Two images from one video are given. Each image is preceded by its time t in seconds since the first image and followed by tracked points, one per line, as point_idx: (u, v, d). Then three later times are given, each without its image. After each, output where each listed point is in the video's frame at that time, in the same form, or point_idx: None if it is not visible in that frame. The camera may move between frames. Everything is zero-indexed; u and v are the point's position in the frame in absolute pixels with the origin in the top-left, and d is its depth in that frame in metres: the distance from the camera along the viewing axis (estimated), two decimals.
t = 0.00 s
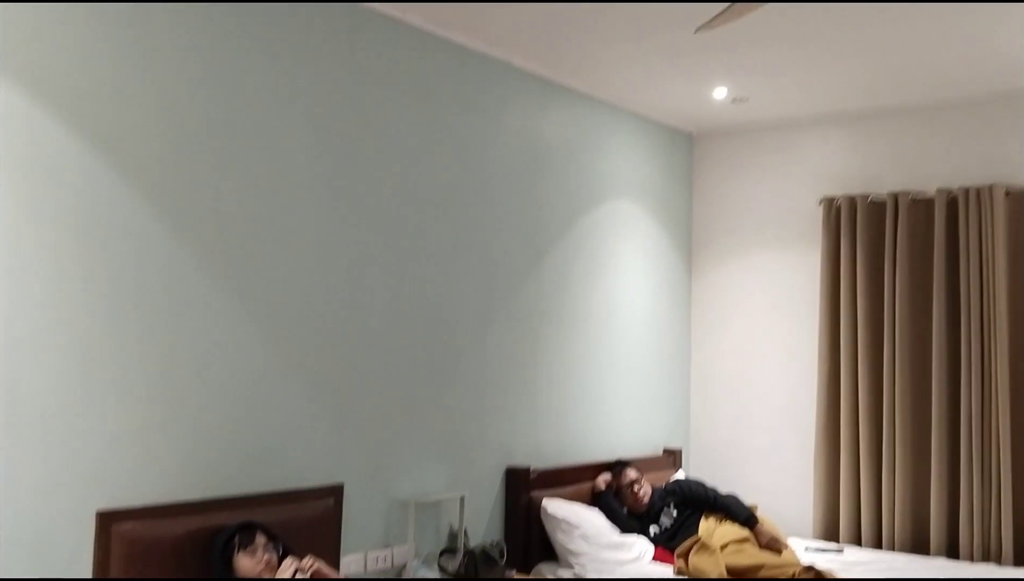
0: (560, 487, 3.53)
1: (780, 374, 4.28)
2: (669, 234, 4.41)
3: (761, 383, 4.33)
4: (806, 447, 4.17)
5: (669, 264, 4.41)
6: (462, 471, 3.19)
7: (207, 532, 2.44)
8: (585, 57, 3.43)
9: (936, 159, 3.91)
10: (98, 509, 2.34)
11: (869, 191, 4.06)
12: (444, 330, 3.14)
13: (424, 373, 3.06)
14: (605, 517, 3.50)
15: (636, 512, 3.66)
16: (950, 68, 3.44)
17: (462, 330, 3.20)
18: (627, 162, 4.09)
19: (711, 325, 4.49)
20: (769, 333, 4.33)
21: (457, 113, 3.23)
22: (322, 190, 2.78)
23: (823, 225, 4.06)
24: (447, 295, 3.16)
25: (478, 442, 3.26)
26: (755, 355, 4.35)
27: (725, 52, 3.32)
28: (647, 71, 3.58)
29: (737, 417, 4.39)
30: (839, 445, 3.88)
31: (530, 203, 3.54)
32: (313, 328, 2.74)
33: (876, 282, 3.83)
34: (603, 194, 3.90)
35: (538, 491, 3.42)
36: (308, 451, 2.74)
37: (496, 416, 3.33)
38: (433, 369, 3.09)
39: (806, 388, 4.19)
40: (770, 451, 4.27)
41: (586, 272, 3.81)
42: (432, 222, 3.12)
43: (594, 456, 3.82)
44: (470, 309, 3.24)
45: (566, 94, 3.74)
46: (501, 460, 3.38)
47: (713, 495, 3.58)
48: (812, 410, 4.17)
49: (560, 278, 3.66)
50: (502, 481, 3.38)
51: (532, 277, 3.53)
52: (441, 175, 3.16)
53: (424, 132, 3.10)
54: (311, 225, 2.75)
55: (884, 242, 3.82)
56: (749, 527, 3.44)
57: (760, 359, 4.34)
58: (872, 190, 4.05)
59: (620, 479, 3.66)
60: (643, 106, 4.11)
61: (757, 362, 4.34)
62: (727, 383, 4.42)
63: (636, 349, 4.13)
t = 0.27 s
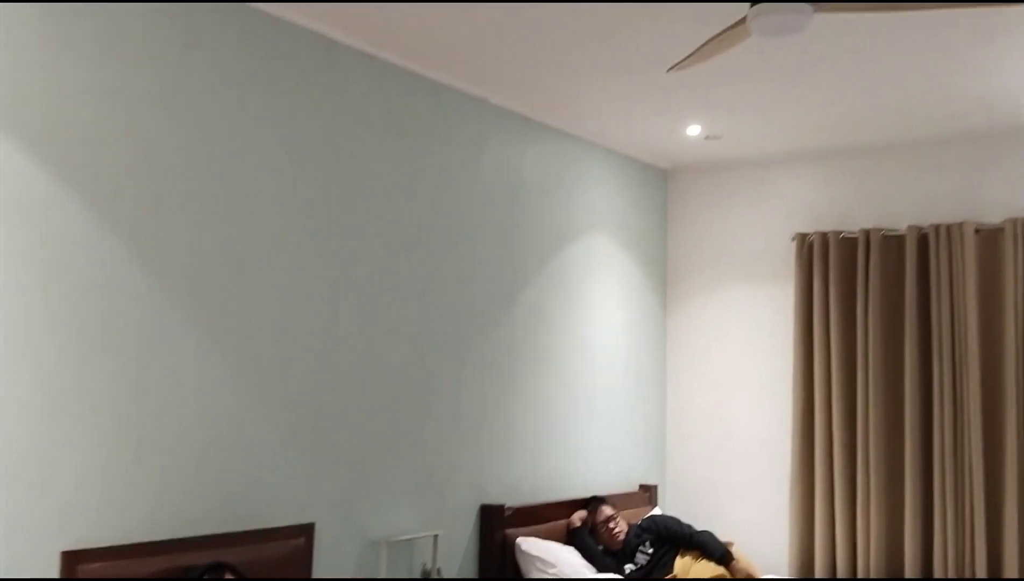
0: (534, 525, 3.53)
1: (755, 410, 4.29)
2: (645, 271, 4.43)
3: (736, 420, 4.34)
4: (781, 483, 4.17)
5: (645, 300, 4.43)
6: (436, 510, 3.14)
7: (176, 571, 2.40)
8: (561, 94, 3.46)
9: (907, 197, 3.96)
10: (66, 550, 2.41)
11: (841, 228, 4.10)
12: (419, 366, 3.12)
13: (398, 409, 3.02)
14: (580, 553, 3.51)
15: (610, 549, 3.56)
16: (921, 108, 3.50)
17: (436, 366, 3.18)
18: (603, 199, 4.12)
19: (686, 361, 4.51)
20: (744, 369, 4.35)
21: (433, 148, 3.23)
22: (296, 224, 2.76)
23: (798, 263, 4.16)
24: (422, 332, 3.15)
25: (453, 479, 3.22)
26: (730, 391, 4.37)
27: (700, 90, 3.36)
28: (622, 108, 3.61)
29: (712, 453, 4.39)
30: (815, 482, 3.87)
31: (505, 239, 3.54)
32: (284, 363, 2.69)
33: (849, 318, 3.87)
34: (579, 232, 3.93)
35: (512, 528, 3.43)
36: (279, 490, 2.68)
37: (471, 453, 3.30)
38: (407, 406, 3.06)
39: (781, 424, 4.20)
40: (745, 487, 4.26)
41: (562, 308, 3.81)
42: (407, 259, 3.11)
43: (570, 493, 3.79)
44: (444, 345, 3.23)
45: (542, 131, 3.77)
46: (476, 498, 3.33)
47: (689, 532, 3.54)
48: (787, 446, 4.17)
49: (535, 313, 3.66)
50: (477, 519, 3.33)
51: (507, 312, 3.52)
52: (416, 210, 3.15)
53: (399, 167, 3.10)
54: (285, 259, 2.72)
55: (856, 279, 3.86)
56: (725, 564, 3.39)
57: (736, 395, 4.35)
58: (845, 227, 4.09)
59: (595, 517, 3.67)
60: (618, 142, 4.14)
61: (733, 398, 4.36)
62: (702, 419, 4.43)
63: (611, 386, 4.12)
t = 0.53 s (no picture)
0: (501, 551, 3.45)
1: (721, 434, 4.29)
2: (614, 297, 4.44)
3: (703, 445, 4.34)
4: (748, 509, 4.16)
5: (614, 325, 4.44)
6: (401, 539, 3.07)
7: None
8: (530, 121, 3.49)
9: (871, 226, 4.02)
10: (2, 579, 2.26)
11: (807, 256, 4.14)
12: (384, 390, 3.08)
13: (362, 433, 2.99)
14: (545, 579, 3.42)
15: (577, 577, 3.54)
16: (882, 138, 3.56)
17: (401, 389, 3.15)
18: (571, 225, 4.13)
19: (654, 387, 4.52)
20: (711, 394, 4.36)
21: (401, 172, 3.23)
22: (261, 246, 2.73)
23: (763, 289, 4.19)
24: (387, 354, 3.12)
25: (418, 507, 3.17)
26: (697, 416, 4.37)
27: (667, 117, 3.40)
28: (590, 135, 3.64)
29: (677, 477, 4.39)
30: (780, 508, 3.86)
31: (473, 264, 3.53)
32: (247, 386, 2.65)
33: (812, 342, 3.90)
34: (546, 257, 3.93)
35: (478, 556, 3.33)
36: (239, 516, 2.60)
37: (436, 478, 3.26)
38: (371, 431, 3.02)
39: (747, 449, 4.20)
40: (712, 512, 4.26)
41: (529, 333, 3.80)
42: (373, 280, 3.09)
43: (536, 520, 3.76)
44: (410, 367, 3.20)
45: (511, 156, 3.78)
46: (441, 525, 3.28)
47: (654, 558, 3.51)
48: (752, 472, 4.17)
49: (502, 338, 3.65)
50: (442, 546, 3.26)
51: (474, 338, 3.50)
52: (383, 234, 3.14)
53: (367, 190, 3.09)
54: (251, 281, 2.70)
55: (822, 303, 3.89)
56: None
57: (703, 421, 4.36)
58: (810, 256, 4.14)
59: (562, 543, 3.63)
60: (586, 169, 4.17)
61: (700, 425, 4.36)
62: (668, 445, 4.43)
63: (578, 411, 4.11)
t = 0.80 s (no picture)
0: (463, 573, 3.42)
1: (685, 455, 4.31)
2: (580, 318, 4.46)
3: (667, 466, 4.35)
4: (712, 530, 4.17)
5: (580, 346, 4.45)
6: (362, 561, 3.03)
7: None
8: (496, 142, 3.50)
9: (832, 251, 4.08)
10: None
11: (769, 280, 4.19)
12: (347, 409, 3.06)
13: (324, 453, 2.96)
14: None
15: None
16: (842, 165, 3.63)
17: (364, 408, 3.13)
18: (537, 247, 4.15)
19: (618, 408, 4.53)
20: (674, 415, 4.38)
21: (367, 192, 3.23)
22: (224, 262, 2.71)
23: (726, 311, 4.23)
24: (351, 373, 3.10)
25: (381, 528, 3.14)
26: (661, 437, 4.39)
27: (633, 140, 3.43)
28: (555, 157, 3.66)
29: (641, 498, 4.39)
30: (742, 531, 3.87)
31: (438, 283, 3.53)
32: (208, 406, 2.62)
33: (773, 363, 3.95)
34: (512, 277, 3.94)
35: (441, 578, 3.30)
36: (197, 537, 2.56)
37: (399, 498, 3.23)
38: (334, 452, 2.99)
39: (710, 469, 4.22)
40: (675, 533, 4.27)
41: (494, 354, 3.80)
42: (337, 298, 3.07)
43: (500, 542, 3.74)
44: (374, 386, 3.18)
45: (478, 177, 3.79)
46: (404, 546, 3.25)
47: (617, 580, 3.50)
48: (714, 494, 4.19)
49: (467, 359, 3.64)
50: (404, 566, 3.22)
51: (439, 357, 3.50)
52: (348, 254, 3.13)
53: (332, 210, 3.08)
54: (213, 298, 2.67)
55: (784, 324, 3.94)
56: None
57: (666, 442, 4.38)
58: (772, 279, 4.19)
59: (525, 564, 3.65)
60: (552, 192, 4.20)
61: (663, 446, 4.38)
62: (632, 466, 4.44)
63: (542, 432, 4.10)
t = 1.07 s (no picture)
0: None
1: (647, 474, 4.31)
2: (544, 336, 4.46)
3: (629, 484, 4.35)
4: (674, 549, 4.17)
5: (544, 364, 4.45)
6: None
7: None
8: (462, 159, 3.50)
9: (794, 272, 4.12)
10: None
11: (731, 300, 4.22)
12: (308, 426, 3.02)
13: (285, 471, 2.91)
14: None
15: None
16: (804, 188, 3.67)
17: (326, 426, 3.09)
18: (503, 264, 4.14)
19: (582, 427, 4.53)
20: (637, 433, 4.39)
21: (332, 208, 3.21)
22: (185, 277, 2.67)
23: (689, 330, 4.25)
24: (313, 389, 3.06)
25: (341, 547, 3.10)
26: (624, 455, 4.39)
27: (598, 159, 3.44)
28: (521, 175, 3.66)
29: (603, 517, 4.39)
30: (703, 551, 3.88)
31: (403, 299, 3.51)
32: (165, 423, 2.57)
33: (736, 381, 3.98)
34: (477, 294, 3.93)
35: None
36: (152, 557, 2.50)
37: (360, 517, 3.19)
38: (294, 469, 2.95)
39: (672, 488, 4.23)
40: (637, 552, 4.26)
41: (457, 372, 3.78)
42: (299, 314, 3.04)
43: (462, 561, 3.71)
44: (336, 403, 3.15)
45: (443, 194, 3.78)
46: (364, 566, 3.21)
47: None
48: (676, 513, 4.19)
49: (431, 375, 3.63)
50: None
51: (402, 374, 3.47)
52: (311, 269, 3.10)
53: (298, 226, 3.06)
54: (173, 312, 2.63)
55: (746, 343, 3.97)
56: None
57: (629, 461, 4.38)
58: (735, 300, 4.22)
59: None
60: (518, 209, 4.20)
61: (627, 464, 4.37)
62: (595, 485, 4.43)
63: (505, 448, 4.09)
